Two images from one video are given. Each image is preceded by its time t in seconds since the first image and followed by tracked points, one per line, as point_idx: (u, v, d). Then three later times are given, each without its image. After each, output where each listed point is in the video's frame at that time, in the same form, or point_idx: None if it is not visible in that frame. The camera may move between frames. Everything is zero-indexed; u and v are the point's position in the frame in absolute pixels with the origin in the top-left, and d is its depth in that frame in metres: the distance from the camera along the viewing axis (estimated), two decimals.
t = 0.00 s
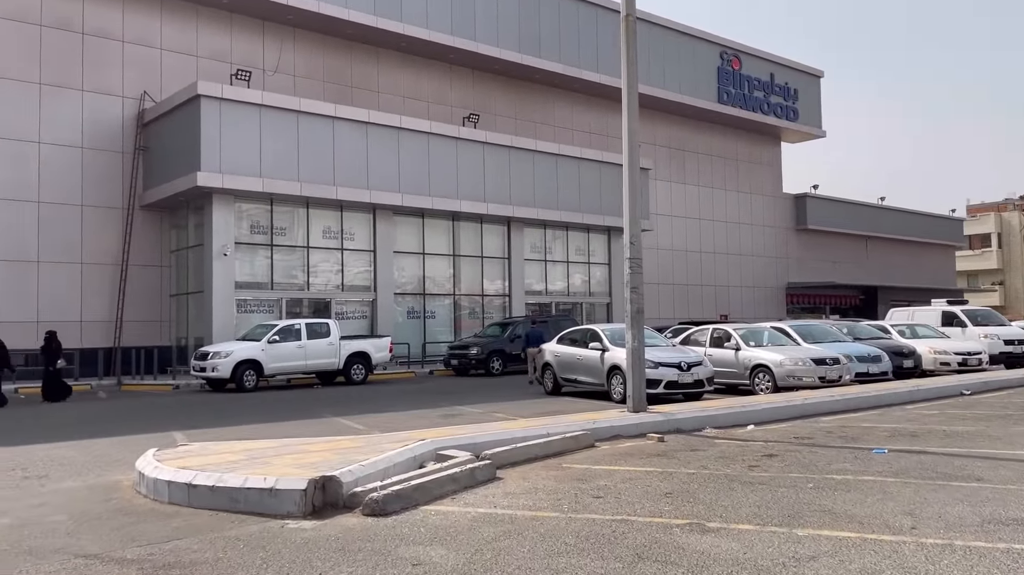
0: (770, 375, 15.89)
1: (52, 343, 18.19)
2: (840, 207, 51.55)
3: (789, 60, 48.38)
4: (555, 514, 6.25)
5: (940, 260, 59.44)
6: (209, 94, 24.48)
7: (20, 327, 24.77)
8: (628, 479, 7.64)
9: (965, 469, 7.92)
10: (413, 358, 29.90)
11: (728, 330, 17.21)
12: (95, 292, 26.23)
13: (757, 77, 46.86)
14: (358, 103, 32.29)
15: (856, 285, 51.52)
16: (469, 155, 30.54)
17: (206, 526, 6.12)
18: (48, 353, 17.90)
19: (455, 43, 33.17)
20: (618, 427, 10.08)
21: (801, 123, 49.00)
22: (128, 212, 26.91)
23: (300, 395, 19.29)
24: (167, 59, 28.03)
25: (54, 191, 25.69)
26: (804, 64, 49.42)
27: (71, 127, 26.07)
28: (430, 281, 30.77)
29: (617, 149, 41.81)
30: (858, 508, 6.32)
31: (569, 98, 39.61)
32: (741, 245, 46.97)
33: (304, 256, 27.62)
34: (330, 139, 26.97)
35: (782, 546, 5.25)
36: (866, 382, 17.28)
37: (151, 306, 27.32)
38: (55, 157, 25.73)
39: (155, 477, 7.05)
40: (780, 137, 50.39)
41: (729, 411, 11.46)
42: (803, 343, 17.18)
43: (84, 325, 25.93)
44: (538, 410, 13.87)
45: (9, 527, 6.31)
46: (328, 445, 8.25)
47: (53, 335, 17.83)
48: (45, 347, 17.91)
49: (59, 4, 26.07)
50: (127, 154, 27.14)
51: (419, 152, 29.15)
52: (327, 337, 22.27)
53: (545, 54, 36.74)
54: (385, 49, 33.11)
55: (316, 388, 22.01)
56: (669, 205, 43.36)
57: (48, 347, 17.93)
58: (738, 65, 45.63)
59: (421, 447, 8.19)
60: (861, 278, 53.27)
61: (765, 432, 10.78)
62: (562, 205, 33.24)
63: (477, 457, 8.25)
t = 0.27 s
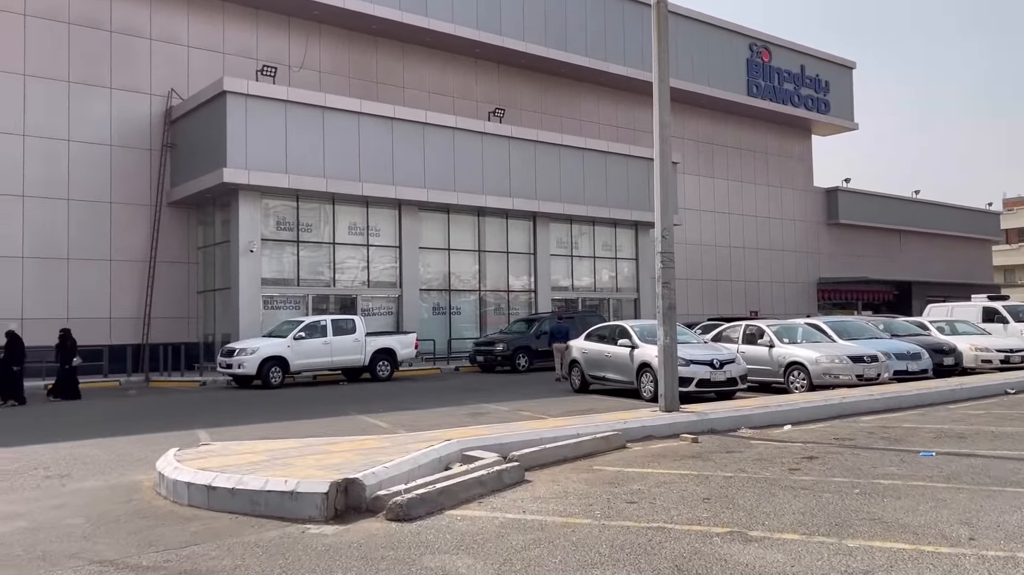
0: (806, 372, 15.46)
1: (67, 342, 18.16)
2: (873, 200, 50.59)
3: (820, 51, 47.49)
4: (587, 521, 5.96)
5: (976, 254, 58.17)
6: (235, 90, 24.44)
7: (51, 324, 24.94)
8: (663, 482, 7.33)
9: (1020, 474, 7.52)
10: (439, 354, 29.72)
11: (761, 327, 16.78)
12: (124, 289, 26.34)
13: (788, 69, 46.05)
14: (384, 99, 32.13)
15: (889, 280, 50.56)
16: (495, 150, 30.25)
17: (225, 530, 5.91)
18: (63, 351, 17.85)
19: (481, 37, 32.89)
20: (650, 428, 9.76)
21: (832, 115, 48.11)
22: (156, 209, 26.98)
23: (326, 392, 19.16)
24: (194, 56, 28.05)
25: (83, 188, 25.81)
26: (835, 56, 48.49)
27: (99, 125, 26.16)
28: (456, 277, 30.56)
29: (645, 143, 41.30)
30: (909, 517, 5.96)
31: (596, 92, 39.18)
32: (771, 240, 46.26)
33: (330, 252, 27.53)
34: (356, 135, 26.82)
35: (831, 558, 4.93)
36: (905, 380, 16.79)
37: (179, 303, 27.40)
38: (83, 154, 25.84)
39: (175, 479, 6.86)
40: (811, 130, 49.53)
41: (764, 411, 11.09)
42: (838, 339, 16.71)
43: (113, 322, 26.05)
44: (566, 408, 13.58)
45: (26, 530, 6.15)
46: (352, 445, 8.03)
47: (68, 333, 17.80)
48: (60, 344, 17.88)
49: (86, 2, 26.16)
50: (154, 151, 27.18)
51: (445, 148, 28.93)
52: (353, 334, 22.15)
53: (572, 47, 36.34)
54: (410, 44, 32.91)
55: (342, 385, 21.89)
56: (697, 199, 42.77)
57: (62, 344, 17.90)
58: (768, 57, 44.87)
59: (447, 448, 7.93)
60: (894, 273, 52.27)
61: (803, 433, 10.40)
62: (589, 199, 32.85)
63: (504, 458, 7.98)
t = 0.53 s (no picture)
0: (844, 370, 15.03)
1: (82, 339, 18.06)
2: (907, 194, 49.61)
3: (853, 42, 46.60)
4: (626, 526, 5.67)
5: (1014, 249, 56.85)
6: (261, 86, 24.38)
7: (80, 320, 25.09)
8: (702, 485, 7.02)
9: None
10: (466, 351, 29.52)
11: (797, 323, 16.36)
12: (152, 285, 26.41)
13: (819, 60, 45.24)
14: (410, 94, 31.96)
15: (924, 275, 49.56)
16: (522, 144, 29.95)
17: (249, 533, 5.70)
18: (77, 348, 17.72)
19: (508, 31, 32.59)
20: (686, 427, 9.44)
21: (865, 107, 47.20)
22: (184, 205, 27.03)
23: (353, 389, 19.02)
24: (221, 52, 28.07)
25: (112, 185, 25.90)
26: (868, 46, 47.55)
27: (128, 121, 26.25)
28: (482, 273, 30.32)
29: (673, 137, 40.77)
30: (970, 525, 5.61)
31: (623, 86, 38.73)
32: (802, 235, 45.53)
33: (357, 248, 27.42)
34: (382, 130, 26.66)
35: (891, 571, 4.60)
36: (947, 378, 16.28)
37: (207, 299, 27.45)
38: (112, 151, 25.93)
39: (198, 479, 6.68)
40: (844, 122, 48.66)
41: (803, 410, 10.72)
42: (877, 336, 16.24)
43: (142, 318, 26.16)
44: (597, 407, 13.28)
45: (47, 531, 5.99)
46: (379, 444, 7.81)
47: (83, 329, 17.69)
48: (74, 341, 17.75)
49: None
50: (182, 148, 27.23)
51: (472, 142, 28.69)
52: (380, 330, 22.00)
53: (599, 40, 35.92)
54: (436, 39, 32.71)
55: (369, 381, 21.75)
56: (727, 194, 42.17)
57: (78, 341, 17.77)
58: (799, 48, 44.11)
59: (477, 447, 7.68)
60: (928, 268, 51.24)
61: (845, 433, 10.02)
62: (617, 194, 32.46)
63: (536, 459, 7.72)
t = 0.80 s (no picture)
0: (886, 368, 14.59)
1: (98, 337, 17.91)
2: (942, 188, 48.61)
3: (886, 34, 45.72)
4: (674, 534, 5.38)
5: None
6: (288, 82, 24.32)
7: (111, 318, 25.20)
8: (750, 490, 6.70)
9: None
10: (494, 348, 29.29)
11: (835, 320, 15.93)
12: (181, 283, 26.46)
13: (852, 52, 44.44)
14: (436, 89, 31.77)
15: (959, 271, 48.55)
16: (550, 139, 29.64)
17: (280, 539, 5.48)
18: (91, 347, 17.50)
19: (535, 25, 32.29)
20: (727, 428, 9.11)
21: (899, 100, 46.29)
22: (212, 203, 27.06)
23: (381, 386, 18.87)
24: (248, 48, 28.06)
25: (141, 183, 25.99)
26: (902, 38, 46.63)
27: (157, 119, 26.32)
28: (510, 270, 30.06)
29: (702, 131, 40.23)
30: None
31: (652, 80, 38.26)
32: (834, 230, 44.77)
33: (384, 245, 27.29)
34: (409, 126, 26.49)
35: None
36: (992, 377, 15.76)
37: (235, 296, 27.47)
38: (141, 148, 26.01)
39: (227, 481, 6.48)
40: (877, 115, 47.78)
41: (847, 410, 10.35)
42: (919, 333, 15.77)
43: (171, 315, 26.22)
44: (631, 406, 12.97)
45: (73, 534, 5.82)
46: (412, 445, 7.58)
47: (98, 328, 17.50)
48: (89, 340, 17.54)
49: None
50: (210, 145, 27.27)
51: (499, 138, 28.44)
52: (408, 327, 21.81)
53: (628, 34, 35.51)
54: (463, 34, 32.50)
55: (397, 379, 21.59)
56: (758, 189, 41.54)
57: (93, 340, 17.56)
58: (831, 40, 43.35)
59: (513, 449, 7.42)
60: (964, 264, 50.18)
61: (893, 435, 9.64)
62: (646, 189, 32.05)
63: (574, 461, 7.44)
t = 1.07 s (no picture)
0: (926, 367, 14.15)
1: (111, 336, 17.61)
2: (976, 183, 47.63)
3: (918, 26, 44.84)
4: (720, 543, 5.10)
5: None
6: (314, 79, 24.23)
7: (139, 316, 25.29)
8: (797, 496, 6.39)
9: None
10: (520, 346, 29.05)
11: (872, 317, 15.49)
12: (207, 281, 26.50)
13: (883, 45, 43.64)
14: (461, 86, 31.58)
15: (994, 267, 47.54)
16: (577, 135, 29.34)
17: (308, 546, 5.27)
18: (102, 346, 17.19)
19: (560, 20, 31.98)
20: (767, 429, 8.80)
21: (932, 93, 45.39)
22: (238, 201, 27.07)
23: (407, 385, 18.70)
24: (273, 47, 28.05)
25: (168, 181, 26.04)
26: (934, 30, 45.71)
27: (184, 118, 26.37)
28: (536, 268, 29.80)
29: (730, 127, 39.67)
30: None
31: (678, 75, 37.79)
32: (865, 226, 44.01)
33: (409, 243, 27.14)
34: (435, 124, 26.32)
35: None
36: None
37: (262, 295, 27.46)
38: (168, 147, 26.08)
39: (254, 484, 6.30)
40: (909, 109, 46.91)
41: (890, 411, 9.99)
42: (960, 330, 15.29)
43: (198, 314, 26.26)
44: (664, 406, 12.67)
45: (97, 538, 5.65)
46: (442, 446, 7.36)
47: (110, 326, 17.19)
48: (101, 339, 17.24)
49: None
50: (236, 144, 27.28)
51: (525, 134, 28.18)
52: (433, 326, 21.63)
53: (654, 28, 35.09)
54: (488, 30, 32.28)
55: (423, 377, 21.42)
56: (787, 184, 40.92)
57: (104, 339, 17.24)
58: (862, 33, 42.61)
59: (546, 451, 7.18)
60: (999, 260, 49.15)
61: (941, 437, 9.27)
62: (673, 185, 31.63)
63: (610, 464, 7.18)
